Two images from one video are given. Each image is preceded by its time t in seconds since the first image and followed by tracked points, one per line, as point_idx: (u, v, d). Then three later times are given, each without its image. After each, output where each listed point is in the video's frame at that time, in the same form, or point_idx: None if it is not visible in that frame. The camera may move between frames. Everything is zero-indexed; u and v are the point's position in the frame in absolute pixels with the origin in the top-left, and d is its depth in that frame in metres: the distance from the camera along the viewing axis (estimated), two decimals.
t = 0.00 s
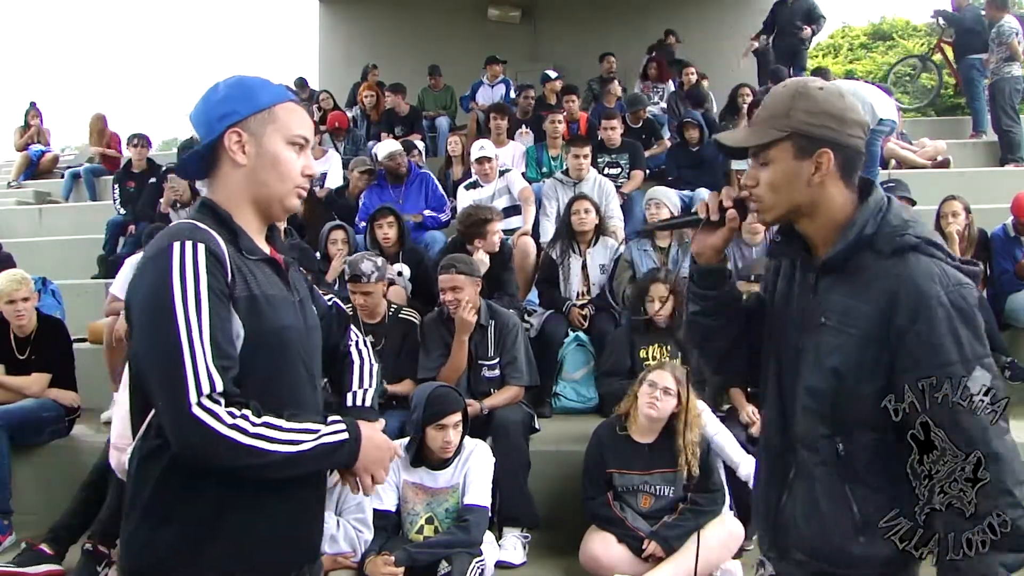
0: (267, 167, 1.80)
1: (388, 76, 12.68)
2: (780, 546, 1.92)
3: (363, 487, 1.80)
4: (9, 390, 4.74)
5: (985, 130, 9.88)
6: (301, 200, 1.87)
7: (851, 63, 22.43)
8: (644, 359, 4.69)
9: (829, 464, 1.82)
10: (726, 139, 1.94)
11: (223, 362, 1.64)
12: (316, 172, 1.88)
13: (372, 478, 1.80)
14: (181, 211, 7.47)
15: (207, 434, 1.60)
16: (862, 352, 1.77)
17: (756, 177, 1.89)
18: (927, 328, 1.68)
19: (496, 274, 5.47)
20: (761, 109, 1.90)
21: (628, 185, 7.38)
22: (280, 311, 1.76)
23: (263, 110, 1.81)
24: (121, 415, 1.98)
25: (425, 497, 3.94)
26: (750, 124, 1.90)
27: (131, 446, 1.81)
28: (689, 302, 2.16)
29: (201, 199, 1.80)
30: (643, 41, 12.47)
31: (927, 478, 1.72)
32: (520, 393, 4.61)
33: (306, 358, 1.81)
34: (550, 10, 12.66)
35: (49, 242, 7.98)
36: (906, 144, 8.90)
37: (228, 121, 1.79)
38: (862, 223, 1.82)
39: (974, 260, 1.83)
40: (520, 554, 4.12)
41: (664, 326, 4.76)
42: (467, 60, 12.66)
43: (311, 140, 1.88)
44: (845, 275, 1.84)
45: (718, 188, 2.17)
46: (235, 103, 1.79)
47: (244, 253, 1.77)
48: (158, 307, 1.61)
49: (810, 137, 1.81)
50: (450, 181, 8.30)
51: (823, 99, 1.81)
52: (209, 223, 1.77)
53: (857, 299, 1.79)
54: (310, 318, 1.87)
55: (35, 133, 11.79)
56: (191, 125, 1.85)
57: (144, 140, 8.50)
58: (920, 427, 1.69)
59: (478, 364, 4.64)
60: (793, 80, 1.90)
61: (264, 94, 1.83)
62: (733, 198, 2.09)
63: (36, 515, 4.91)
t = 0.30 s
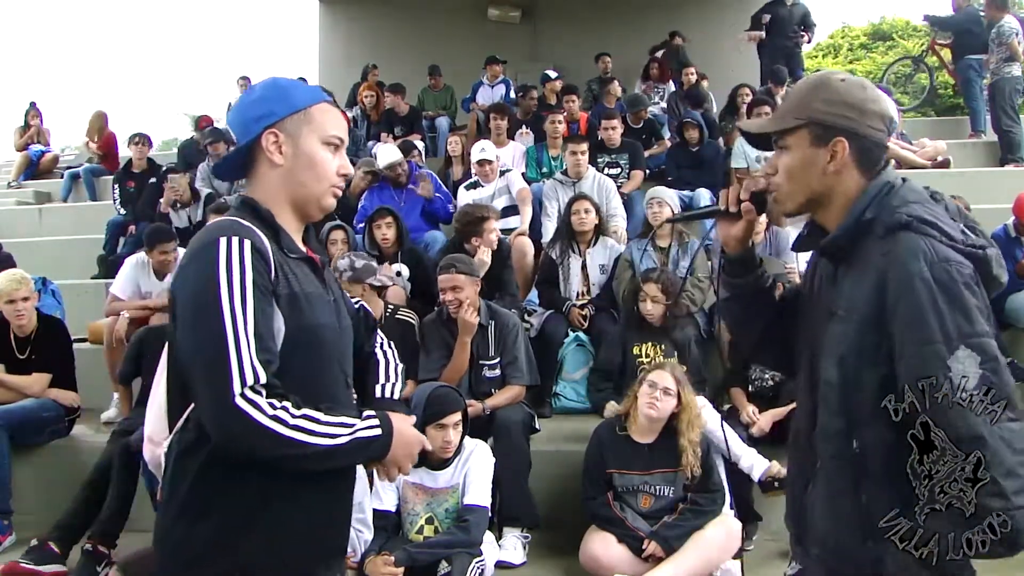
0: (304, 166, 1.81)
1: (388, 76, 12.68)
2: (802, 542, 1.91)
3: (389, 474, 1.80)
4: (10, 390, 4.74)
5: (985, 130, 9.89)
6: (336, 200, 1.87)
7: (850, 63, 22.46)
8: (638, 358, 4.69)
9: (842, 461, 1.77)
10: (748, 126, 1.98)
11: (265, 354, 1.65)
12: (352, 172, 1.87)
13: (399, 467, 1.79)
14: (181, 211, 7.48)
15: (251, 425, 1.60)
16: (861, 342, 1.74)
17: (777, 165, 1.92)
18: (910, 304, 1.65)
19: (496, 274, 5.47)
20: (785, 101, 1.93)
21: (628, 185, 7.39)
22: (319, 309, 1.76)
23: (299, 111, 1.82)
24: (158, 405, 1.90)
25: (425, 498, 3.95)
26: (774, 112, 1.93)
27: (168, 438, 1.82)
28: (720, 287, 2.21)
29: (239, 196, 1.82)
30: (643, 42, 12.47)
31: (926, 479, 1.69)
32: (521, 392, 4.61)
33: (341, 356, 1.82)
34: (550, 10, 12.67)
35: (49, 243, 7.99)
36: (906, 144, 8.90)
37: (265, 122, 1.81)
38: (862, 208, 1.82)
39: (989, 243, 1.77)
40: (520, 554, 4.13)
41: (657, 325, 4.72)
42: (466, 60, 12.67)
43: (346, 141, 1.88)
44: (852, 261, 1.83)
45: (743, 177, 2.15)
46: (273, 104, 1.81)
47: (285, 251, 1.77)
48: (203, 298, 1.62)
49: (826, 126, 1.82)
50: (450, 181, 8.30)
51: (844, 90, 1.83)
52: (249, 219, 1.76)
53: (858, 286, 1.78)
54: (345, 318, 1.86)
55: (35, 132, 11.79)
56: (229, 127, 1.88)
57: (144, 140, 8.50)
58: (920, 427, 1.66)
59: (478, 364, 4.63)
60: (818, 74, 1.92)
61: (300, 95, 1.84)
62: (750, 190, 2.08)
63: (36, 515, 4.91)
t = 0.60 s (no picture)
0: (324, 169, 1.81)
1: (388, 76, 12.68)
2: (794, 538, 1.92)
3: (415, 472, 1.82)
4: (9, 389, 4.74)
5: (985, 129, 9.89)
6: (355, 201, 1.87)
7: (850, 63, 22.48)
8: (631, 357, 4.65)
9: (832, 457, 1.78)
10: (743, 134, 1.97)
11: (298, 352, 1.66)
12: (370, 174, 1.87)
13: (425, 465, 1.82)
14: (181, 211, 7.47)
15: (287, 421, 1.60)
16: (857, 340, 1.74)
17: (776, 171, 1.91)
18: (909, 306, 1.65)
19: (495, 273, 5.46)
20: (779, 106, 1.92)
21: (628, 185, 7.38)
22: (342, 308, 1.78)
23: (317, 115, 1.82)
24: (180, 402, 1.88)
25: (425, 497, 3.95)
26: (773, 116, 1.91)
27: (193, 435, 1.81)
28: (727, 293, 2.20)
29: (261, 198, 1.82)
30: (643, 42, 12.48)
31: (927, 479, 1.69)
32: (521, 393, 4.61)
33: (362, 354, 1.83)
34: (550, 10, 12.66)
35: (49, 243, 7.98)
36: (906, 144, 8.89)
37: (285, 124, 1.80)
38: (864, 208, 1.82)
39: (988, 249, 1.77)
40: (520, 554, 4.13)
41: (653, 326, 4.71)
42: (466, 61, 12.68)
43: (364, 143, 1.88)
44: (853, 260, 1.83)
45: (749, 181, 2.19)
46: (292, 107, 1.81)
47: (311, 252, 1.80)
48: (233, 296, 1.62)
49: (825, 131, 1.82)
50: (450, 180, 8.30)
51: (838, 94, 1.82)
52: (273, 219, 1.77)
53: (857, 284, 1.77)
54: (363, 318, 1.88)
55: (35, 132, 11.79)
56: (250, 132, 1.87)
57: (144, 140, 8.49)
58: (920, 426, 1.64)
59: (478, 365, 4.63)
60: (811, 76, 1.91)
61: (319, 98, 1.84)
62: (754, 193, 2.10)
63: (36, 516, 4.91)
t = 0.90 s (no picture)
0: (327, 180, 1.86)
1: (388, 82, 12.72)
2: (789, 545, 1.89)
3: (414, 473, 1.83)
4: (9, 394, 4.74)
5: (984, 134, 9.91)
6: (358, 211, 1.92)
7: (850, 68, 22.53)
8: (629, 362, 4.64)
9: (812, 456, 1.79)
10: (720, 143, 1.96)
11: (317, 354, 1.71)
12: (372, 184, 1.92)
13: (424, 467, 1.83)
14: (181, 216, 7.48)
15: (311, 419, 1.65)
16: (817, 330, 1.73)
17: (750, 180, 1.91)
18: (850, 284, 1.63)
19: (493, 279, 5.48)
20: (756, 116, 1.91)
21: (628, 190, 7.40)
22: (349, 311, 1.84)
23: (322, 127, 1.87)
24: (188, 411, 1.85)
25: (425, 502, 3.95)
26: (747, 128, 1.91)
27: (202, 442, 1.79)
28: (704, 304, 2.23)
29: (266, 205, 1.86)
30: (643, 47, 12.51)
31: (927, 479, 1.73)
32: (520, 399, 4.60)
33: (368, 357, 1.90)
34: (549, 14, 12.68)
35: (50, 249, 7.99)
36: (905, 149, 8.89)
37: (291, 136, 1.86)
38: (829, 208, 1.80)
39: (949, 237, 1.74)
40: (520, 558, 4.13)
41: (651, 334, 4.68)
42: (466, 66, 12.71)
43: (366, 155, 1.93)
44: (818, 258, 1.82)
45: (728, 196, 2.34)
46: (297, 120, 1.86)
47: (322, 258, 1.85)
48: (256, 299, 1.67)
49: (800, 144, 1.82)
50: (450, 186, 8.31)
51: (816, 109, 1.83)
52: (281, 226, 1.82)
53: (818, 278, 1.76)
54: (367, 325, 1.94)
55: (35, 138, 11.82)
56: (255, 142, 1.92)
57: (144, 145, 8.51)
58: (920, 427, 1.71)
59: (477, 372, 4.64)
60: (789, 89, 1.91)
61: (322, 111, 1.89)
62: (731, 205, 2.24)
63: (35, 521, 4.91)
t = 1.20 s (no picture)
0: (316, 177, 1.83)
1: (389, 82, 12.71)
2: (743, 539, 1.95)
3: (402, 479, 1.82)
4: (10, 392, 4.74)
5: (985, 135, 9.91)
6: (346, 208, 1.90)
7: (851, 69, 22.53)
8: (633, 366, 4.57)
9: (765, 456, 1.85)
10: (663, 163, 1.99)
11: (307, 355, 1.70)
12: (361, 181, 1.90)
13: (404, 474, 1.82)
14: (182, 215, 7.47)
15: (303, 423, 1.64)
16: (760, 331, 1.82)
17: (694, 198, 1.94)
18: (800, 283, 1.73)
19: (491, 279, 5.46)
20: (695, 137, 1.96)
21: (629, 190, 7.39)
22: (337, 309, 1.83)
23: (310, 123, 1.84)
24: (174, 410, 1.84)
25: (426, 502, 3.95)
26: (689, 146, 1.94)
27: (190, 445, 1.78)
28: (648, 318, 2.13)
29: (252, 204, 1.82)
30: (645, 47, 12.50)
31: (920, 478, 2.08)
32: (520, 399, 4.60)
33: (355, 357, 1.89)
34: (551, 14, 12.67)
35: (52, 247, 7.99)
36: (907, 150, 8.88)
37: (278, 133, 1.82)
38: (765, 220, 1.88)
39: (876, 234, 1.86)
40: (521, 558, 4.13)
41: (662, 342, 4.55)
42: (467, 66, 12.71)
43: (354, 151, 1.90)
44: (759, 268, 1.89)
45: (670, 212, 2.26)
46: (284, 116, 1.82)
47: (309, 257, 1.84)
48: (246, 300, 1.65)
49: (743, 163, 1.87)
50: (451, 185, 8.31)
51: (755, 129, 1.89)
52: (269, 225, 1.78)
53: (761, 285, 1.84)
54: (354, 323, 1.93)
55: (36, 137, 11.81)
56: (239, 139, 1.87)
57: (146, 144, 8.50)
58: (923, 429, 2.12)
59: (477, 371, 4.65)
60: (724, 110, 1.98)
61: (309, 107, 1.85)
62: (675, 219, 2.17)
63: (37, 518, 4.91)
